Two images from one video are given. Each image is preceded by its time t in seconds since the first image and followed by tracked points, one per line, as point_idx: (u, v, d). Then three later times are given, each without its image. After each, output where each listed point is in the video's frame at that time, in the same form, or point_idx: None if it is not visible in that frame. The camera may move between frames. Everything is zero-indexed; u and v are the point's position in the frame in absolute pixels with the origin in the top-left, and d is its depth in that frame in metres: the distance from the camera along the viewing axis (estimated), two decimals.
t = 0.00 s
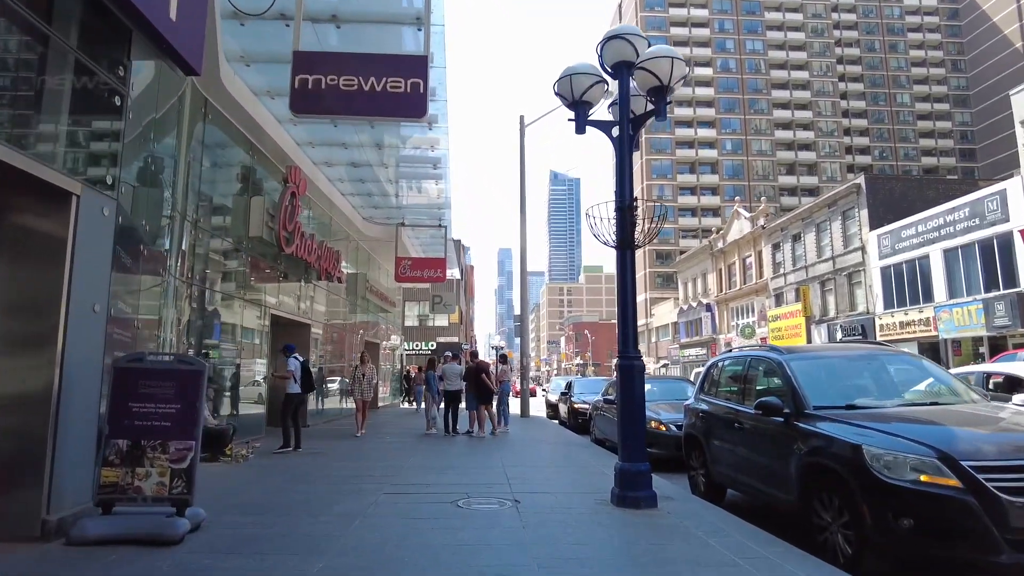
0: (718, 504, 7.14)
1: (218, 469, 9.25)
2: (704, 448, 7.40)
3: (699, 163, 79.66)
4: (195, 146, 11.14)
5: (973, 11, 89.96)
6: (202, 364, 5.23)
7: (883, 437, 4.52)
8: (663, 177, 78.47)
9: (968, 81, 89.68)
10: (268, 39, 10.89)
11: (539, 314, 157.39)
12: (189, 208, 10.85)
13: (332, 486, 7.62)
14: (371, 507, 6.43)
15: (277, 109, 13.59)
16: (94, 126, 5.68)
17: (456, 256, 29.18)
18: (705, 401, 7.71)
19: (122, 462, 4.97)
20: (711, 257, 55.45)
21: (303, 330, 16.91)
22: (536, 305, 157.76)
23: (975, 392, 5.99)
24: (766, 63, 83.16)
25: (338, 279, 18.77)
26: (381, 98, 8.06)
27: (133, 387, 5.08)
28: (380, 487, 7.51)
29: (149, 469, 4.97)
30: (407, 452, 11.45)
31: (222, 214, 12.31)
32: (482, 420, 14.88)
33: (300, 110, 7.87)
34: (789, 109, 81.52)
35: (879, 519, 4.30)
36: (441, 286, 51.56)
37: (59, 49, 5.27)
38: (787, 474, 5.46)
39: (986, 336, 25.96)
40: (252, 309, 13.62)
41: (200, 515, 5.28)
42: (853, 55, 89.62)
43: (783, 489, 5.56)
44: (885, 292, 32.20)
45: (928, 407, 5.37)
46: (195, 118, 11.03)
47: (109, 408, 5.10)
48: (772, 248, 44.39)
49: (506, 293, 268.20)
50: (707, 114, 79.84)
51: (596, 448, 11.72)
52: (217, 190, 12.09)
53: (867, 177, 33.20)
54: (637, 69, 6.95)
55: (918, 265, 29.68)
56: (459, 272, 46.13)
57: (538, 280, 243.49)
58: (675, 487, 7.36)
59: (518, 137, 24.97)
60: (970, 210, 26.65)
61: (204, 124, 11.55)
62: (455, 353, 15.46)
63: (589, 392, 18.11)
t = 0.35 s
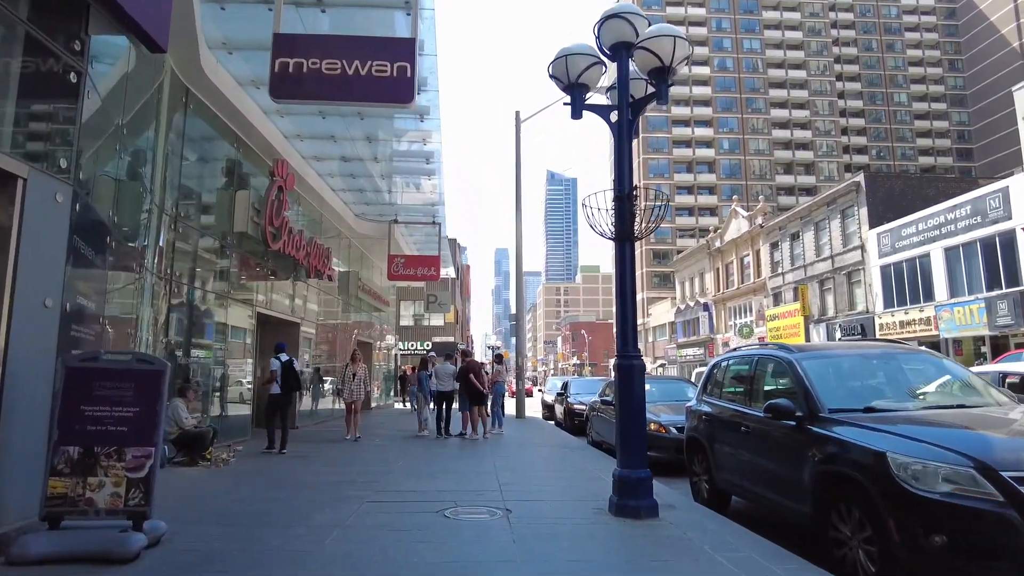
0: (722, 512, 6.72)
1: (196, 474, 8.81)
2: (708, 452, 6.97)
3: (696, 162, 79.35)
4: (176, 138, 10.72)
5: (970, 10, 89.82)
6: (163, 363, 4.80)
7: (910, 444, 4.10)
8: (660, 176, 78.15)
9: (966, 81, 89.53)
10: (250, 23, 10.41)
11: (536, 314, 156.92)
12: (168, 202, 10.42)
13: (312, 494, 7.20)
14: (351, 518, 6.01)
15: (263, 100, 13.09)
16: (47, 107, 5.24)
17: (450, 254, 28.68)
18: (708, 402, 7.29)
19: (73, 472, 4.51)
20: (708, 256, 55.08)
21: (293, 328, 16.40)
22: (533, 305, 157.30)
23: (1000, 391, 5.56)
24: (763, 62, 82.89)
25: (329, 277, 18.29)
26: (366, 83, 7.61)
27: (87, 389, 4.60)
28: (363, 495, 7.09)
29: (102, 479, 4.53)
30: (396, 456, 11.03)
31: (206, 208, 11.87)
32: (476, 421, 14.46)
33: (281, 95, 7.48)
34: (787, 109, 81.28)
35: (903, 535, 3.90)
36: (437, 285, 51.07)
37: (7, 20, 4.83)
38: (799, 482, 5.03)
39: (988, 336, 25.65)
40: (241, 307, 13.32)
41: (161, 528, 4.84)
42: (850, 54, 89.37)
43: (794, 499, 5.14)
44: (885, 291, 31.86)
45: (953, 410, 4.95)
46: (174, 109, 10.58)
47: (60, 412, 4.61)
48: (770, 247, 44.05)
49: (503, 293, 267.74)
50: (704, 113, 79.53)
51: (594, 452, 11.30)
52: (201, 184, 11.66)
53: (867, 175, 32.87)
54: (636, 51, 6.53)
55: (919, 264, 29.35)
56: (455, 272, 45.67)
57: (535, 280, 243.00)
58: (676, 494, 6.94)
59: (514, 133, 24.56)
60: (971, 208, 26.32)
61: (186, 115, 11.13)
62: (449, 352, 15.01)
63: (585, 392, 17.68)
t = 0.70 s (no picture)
0: (734, 523, 6.23)
1: (171, 480, 8.31)
2: (718, 459, 6.50)
3: (691, 161, 79.03)
4: (152, 129, 10.16)
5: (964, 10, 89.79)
6: (115, 362, 4.26)
7: (955, 453, 3.63)
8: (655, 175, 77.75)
9: (960, 80, 89.52)
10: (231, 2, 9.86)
11: (531, 314, 156.43)
12: (147, 196, 9.89)
13: (293, 503, 6.73)
14: (332, 530, 5.55)
15: (246, 88, 12.55)
16: None
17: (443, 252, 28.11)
18: (716, 404, 6.83)
19: (9, 481, 4.01)
20: (704, 255, 54.72)
21: (280, 327, 15.90)
22: (528, 305, 156.85)
23: None
24: (759, 61, 82.66)
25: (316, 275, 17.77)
26: (349, 62, 7.13)
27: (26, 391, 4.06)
28: (347, 503, 6.62)
29: (44, 493, 4.03)
30: (385, 459, 10.55)
31: (187, 200, 11.33)
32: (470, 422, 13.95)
33: (259, 75, 7.02)
34: (782, 107, 81.07)
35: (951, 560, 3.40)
36: (431, 284, 50.55)
37: None
38: (825, 494, 4.57)
39: (990, 334, 25.30)
40: (227, 305, 12.90)
41: (113, 547, 4.29)
42: (845, 53, 89.25)
43: (819, 512, 4.68)
44: (883, 290, 31.50)
45: (993, 413, 4.47)
46: (149, 98, 10.02)
47: None
48: (766, 246, 43.70)
49: (497, 293, 267.15)
50: (700, 111, 79.23)
51: (592, 454, 10.85)
52: (182, 177, 11.12)
53: (865, 172, 32.54)
54: (640, 25, 6.06)
55: (918, 262, 29.01)
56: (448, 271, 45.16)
57: (530, 279, 242.60)
58: (681, 502, 6.48)
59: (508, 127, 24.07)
60: (972, 205, 25.98)
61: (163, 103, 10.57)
62: (442, 352, 14.53)
63: (581, 392, 17.21)
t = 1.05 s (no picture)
0: (757, 532, 5.75)
1: (155, 482, 7.89)
2: (738, 463, 6.03)
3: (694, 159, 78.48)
4: (139, 116, 9.65)
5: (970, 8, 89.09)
6: (73, 353, 3.83)
7: None
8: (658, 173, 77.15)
9: (966, 79, 88.85)
10: None
11: (532, 313, 155.88)
12: (133, 185, 9.39)
13: (280, 510, 6.26)
14: (319, 538, 5.11)
15: (240, 75, 12.07)
16: None
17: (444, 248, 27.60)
18: (736, 403, 6.36)
19: None
20: (708, 253, 54.20)
21: (276, 324, 15.44)
22: (529, 304, 156.29)
23: None
24: (762, 59, 82.06)
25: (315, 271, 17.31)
26: (343, 36, 6.67)
27: None
28: (338, 510, 6.16)
29: None
30: (381, 460, 10.11)
31: (177, 191, 10.82)
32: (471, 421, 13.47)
33: (245, 50, 6.58)
34: (786, 105, 80.48)
35: None
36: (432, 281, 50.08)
37: None
38: (864, 502, 4.14)
39: (1002, 334, 24.78)
40: (225, 303, 12.62)
41: (69, 560, 3.87)
42: (849, 51, 88.65)
43: (856, 522, 4.24)
44: (892, 288, 30.98)
45: None
46: (135, 82, 9.52)
47: None
48: (772, 244, 43.17)
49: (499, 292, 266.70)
50: (703, 109, 78.65)
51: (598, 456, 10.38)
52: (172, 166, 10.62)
53: (873, 168, 32.01)
54: None
55: (928, 259, 28.48)
56: (449, 269, 44.69)
57: (531, 279, 242.03)
58: (699, 510, 6.02)
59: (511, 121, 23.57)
60: (984, 202, 25.45)
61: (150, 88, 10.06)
62: (442, 349, 14.07)
63: (585, 391, 16.72)
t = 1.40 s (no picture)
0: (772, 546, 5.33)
1: (132, 489, 7.53)
2: (750, 470, 5.61)
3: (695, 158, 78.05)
4: (115, 107, 9.19)
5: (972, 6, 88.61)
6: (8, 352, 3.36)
7: None
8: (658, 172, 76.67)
9: (967, 77, 88.40)
10: None
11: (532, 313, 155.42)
12: (112, 176, 8.97)
13: (256, 524, 5.86)
14: (293, 556, 4.71)
15: (226, 64, 11.63)
16: None
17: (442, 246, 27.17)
18: (748, 406, 5.90)
19: None
20: (709, 252, 53.78)
21: (268, 322, 14.98)
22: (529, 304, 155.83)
23: None
24: (763, 58, 81.63)
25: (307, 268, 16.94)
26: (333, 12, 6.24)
27: None
28: (318, 523, 5.74)
29: None
30: (372, 464, 9.75)
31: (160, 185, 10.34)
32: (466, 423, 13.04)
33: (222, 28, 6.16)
34: (787, 104, 80.06)
35: None
36: (430, 280, 49.64)
37: None
38: (897, 517, 3.72)
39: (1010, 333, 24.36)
40: (214, 302, 12.35)
41: None
42: (850, 50, 88.22)
43: (891, 541, 3.79)
44: (896, 286, 30.57)
45: None
46: (110, 69, 9.06)
47: None
48: (773, 242, 42.75)
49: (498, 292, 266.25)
50: (703, 108, 78.19)
51: (599, 461, 9.95)
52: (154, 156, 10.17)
53: (876, 165, 31.58)
54: None
55: (933, 257, 28.05)
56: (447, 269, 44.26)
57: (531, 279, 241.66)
58: (706, 522, 5.62)
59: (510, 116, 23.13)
60: (991, 198, 25.02)
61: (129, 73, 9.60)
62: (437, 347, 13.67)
63: (585, 392, 16.28)
